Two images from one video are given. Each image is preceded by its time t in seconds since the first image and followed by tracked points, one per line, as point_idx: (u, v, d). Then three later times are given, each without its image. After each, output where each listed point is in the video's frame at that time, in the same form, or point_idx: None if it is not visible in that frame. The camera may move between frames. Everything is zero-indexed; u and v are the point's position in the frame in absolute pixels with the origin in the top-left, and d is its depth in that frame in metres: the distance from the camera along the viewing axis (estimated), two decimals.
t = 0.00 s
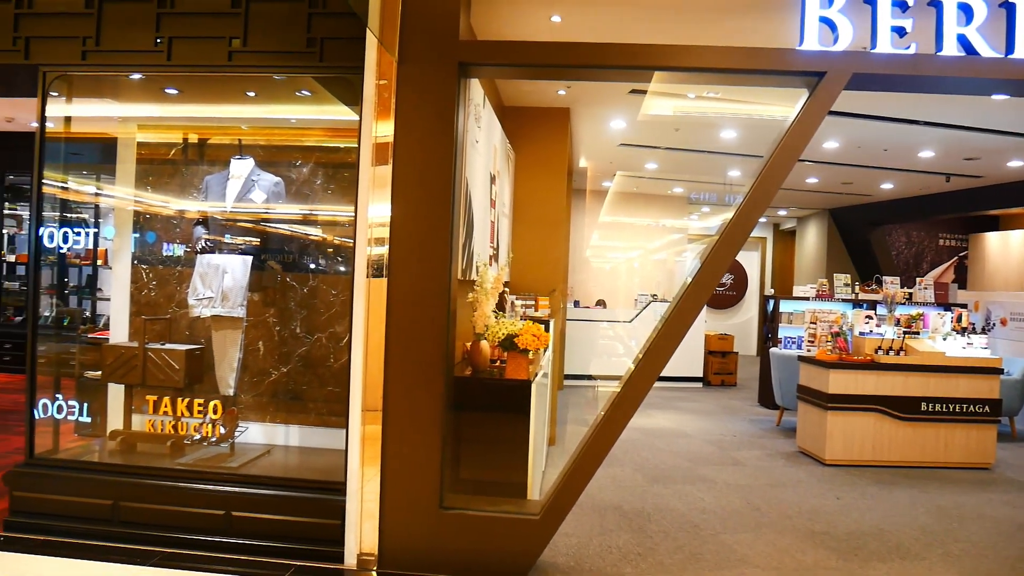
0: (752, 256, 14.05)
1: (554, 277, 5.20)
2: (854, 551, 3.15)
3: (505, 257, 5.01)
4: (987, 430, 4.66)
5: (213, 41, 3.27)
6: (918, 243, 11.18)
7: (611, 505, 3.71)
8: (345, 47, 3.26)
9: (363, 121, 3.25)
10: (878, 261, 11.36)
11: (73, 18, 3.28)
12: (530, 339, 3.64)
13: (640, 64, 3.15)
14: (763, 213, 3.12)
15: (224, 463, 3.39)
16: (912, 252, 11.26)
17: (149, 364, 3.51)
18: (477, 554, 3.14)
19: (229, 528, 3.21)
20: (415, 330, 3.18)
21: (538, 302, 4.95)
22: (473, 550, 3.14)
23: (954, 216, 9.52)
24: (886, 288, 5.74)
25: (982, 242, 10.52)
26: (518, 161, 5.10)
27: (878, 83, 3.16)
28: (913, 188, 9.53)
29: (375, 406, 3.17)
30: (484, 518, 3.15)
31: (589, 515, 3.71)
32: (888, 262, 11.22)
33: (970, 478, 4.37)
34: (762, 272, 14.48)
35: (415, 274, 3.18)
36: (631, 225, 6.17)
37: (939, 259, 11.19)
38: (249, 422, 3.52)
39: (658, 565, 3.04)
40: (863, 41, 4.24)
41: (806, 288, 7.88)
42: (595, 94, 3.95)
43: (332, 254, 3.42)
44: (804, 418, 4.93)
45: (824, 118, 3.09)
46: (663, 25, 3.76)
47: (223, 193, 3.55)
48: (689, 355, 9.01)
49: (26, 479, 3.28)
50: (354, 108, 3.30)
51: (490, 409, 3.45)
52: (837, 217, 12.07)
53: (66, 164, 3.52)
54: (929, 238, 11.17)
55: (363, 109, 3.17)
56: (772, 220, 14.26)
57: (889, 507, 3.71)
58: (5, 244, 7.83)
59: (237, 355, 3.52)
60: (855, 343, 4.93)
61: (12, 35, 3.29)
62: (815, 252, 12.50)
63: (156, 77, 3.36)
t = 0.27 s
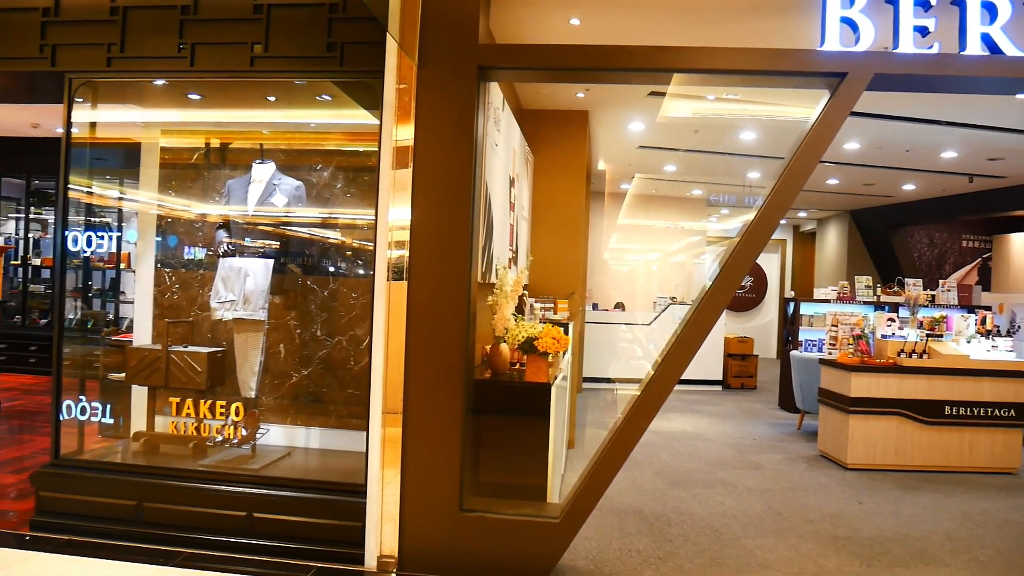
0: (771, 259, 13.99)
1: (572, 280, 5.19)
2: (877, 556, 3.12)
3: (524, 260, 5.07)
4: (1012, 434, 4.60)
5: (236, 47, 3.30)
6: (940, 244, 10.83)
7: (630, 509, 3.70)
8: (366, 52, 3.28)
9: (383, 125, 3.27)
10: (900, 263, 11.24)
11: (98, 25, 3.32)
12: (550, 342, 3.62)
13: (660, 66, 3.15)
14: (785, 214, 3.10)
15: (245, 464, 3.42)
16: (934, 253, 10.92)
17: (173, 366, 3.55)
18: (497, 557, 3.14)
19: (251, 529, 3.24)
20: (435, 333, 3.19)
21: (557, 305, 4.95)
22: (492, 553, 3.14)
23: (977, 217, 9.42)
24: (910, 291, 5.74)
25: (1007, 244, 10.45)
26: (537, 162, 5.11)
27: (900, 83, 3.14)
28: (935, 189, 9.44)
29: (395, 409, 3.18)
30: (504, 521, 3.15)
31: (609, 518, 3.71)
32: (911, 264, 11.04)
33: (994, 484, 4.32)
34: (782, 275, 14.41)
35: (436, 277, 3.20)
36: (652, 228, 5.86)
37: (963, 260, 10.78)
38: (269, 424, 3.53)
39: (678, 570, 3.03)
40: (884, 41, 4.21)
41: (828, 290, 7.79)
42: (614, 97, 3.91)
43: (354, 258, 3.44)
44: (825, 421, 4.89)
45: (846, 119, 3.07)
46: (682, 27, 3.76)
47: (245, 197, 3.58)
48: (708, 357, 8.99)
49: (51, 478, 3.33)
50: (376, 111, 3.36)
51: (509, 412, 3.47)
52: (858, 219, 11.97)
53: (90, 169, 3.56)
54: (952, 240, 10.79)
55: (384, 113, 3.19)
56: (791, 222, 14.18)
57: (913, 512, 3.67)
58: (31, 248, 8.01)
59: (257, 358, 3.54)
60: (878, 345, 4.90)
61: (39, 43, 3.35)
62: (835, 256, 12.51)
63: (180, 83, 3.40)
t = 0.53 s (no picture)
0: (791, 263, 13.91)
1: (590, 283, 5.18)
2: (900, 564, 3.08)
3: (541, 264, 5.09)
4: None
5: (259, 50, 3.33)
6: (964, 249, 10.69)
7: (649, 513, 3.69)
8: (387, 55, 3.30)
9: (405, 128, 3.27)
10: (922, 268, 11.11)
11: (124, 29, 3.35)
12: (569, 345, 3.67)
13: (681, 69, 3.14)
14: (808, 218, 3.08)
15: (265, 465, 3.42)
16: (958, 259, 10.79)
17: (194, 365, 3.56)
18: (516, 560, 3.14)
19: (271, 529, 3.26)
20: (456, 335, 3.20)
21: (577, 308, 4.94)
22: (511, 556, 3.14)
23: (1001, 221, 9.30)
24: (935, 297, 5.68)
25: None
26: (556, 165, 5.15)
27: (925, 86, 3.11)
28: (959, 193, 9.34)
29: (414, 411, 3.19)
30: (522, 525, 3.15)
31: (627, 523, 3.69)
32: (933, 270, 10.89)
33: (1019, 493, 4.25)
34: (802, 279, 14.33)
35: (457, 280, 3.21)
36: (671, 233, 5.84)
37: (985, 266, 10.60)
38: (289, 425, 3.56)
39: None
40: (908, 44, 4.17)
41: (850, 297, 7.61)
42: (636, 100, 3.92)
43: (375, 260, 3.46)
44: (846, 427, 4.85)
45: (870, 123, 3.04)
46: (702, 29, 3.75)
47: (267, 200, 3.59)
48: (727, 362, 8.95)
49: (75, 476, 3.37)
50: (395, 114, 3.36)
51: (529, 416, 3.43)
52: (880, 223, 11.88)
53: (117, 172, 3.55)
54: (975, 245, 10.63)
55: (405, 116, 3.20)
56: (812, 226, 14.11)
57: (935, 520, 3.63)
58: (55, 248, 8.08)
59: (278, 359, 3.57)
60: (900, 351, 4.87)
61: (66, 47, 3.38)
62: (858, 260, 12.41)
63: (204, 86, 3.41)
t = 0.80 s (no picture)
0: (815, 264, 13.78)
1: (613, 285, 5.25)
2: (930, 571, 3.03)
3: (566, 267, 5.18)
4: None
5: (283, 55, 3.35)
6: (994, 250, 9.78)
7: (674, 517, 3.67)
8: (411, 59, 3.32)
9: (429, 131, 3.29)
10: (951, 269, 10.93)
11: (152, 35, 3.39)
12: (594, 347, 3.61)
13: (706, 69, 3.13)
14: (835, 219, 3.06)
15: (291, 466, 3.45)
16: (987, 259, 9.92)
17: (221, 368, 3.61)
18: (541, 564, 3.14)
19: (297, 529, 3.29)
20: (480, 337, 3.21)
21: (600, 311, 4.98)
22: (536, 559, 3.14)
23: None
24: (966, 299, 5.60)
25: None
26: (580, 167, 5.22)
27: (956, 84, 3.07)
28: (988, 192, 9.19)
29: (439, 413, 3.20)
30: (547, 528, 3.15)
31: (652, 527, 3.68)
32: (961, 269, 10.62)
33: None
34: (827, 281, 14.17)
35: (481, 282, 3.22)
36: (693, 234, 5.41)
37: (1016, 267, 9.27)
38: (314, 427, 3.58)
39: None
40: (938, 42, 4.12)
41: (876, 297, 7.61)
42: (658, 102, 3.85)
43: (399, 262, 3.46)
44: (873, 431, 4.80)
45: (897, 123, 3.03)
46: (725, 29, 3.73)
47: (292, 203, 3.62)
48: (751, 365, 8.88)
49: (104, 477, 3.42)
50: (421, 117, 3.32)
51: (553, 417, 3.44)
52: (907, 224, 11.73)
53: (145, 177, 3.60)
54: (1006, 245, 9.50)
55: (430, 119, 3.22)
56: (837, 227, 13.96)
57: (966, 526, 3.57)
58: (84, 253, 8.02)
59: (304, 361, 3.61)
60: (929, 354, 4.80)
61: (96, 54, 3.43)
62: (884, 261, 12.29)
63: (228, 91, 3.44)
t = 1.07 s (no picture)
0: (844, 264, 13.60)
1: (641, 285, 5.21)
2: None
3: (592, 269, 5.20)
4: None
5: (310, 58, 3.38)
6: None
7: (703, 520, 3.64)
8: (438, 60, 3.33)
9: (456, 132, 3.30)
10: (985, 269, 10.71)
11: (182, 40, 3.43)
12: (621, 348, 3.72)
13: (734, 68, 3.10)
14: (867, 218, 3.01)
15: (319, 467, 3.48)
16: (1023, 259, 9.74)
17: (251, 368, 3.66)
18: (570, 566, 3.13)
19: (326, 529, 3.31)
20: (507, 338, 3.20)
21: (627, 311, 4.95)
22: (564, 561, 3.12)
23: None
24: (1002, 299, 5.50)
25: None
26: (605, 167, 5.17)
27: (993, 79, 3.01)
28: None
29: (467, 414, 3.21)
30: (575, 530, 3.14)
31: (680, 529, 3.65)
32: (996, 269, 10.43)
33: None
34: (857, 281, 13.98)
35: (508, 283, 3.21)
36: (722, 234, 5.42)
37: None
38: (343, 427, 3.59)
39: None
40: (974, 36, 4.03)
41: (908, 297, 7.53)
42: (684, 103, 3.84)
43: (426, 263, 3.47)
44: (905, 433, 4.73)
45: (931, 120, 2.96)
46: (753, 26, 3.70)
47: (320, 205, 3.64)
48: (780, 366, 8.80)
49: (137, 476, 3.47)
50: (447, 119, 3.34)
51: (581, 419, 3.44)
52: (939, 222, 11.54)
53: (175, 179, 3.69)
54: None
55: (457, 120, 3.22)
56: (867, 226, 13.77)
57: (1002, 531, 3.50)
58: (115, 255, 8.23)
59: (332, 361, 3.62)
60: (963, 356, 4.72)
61: (127, 60, 3.47)
62: (915, 261, 12.15)
63: (257, 94, 3.46)
